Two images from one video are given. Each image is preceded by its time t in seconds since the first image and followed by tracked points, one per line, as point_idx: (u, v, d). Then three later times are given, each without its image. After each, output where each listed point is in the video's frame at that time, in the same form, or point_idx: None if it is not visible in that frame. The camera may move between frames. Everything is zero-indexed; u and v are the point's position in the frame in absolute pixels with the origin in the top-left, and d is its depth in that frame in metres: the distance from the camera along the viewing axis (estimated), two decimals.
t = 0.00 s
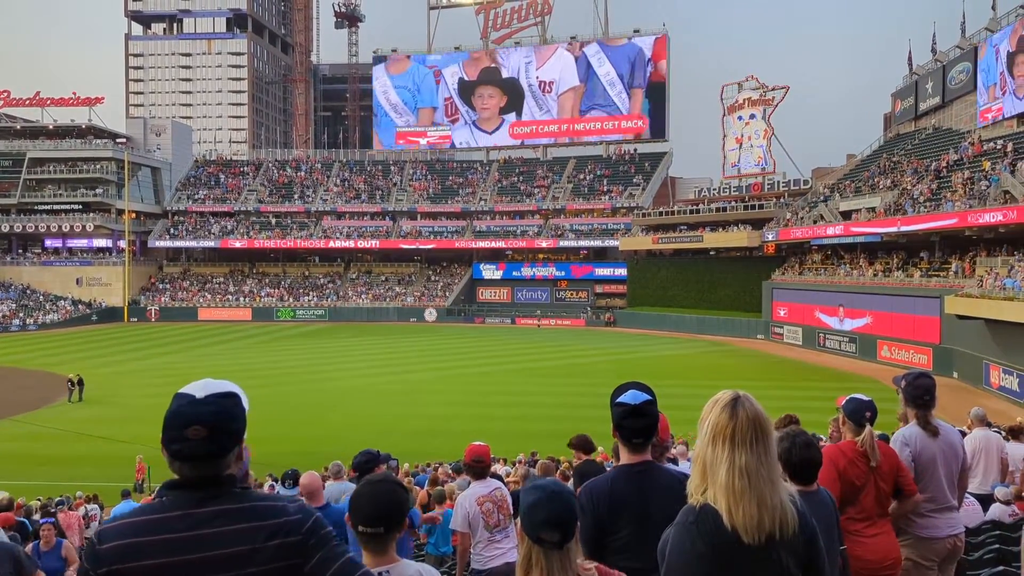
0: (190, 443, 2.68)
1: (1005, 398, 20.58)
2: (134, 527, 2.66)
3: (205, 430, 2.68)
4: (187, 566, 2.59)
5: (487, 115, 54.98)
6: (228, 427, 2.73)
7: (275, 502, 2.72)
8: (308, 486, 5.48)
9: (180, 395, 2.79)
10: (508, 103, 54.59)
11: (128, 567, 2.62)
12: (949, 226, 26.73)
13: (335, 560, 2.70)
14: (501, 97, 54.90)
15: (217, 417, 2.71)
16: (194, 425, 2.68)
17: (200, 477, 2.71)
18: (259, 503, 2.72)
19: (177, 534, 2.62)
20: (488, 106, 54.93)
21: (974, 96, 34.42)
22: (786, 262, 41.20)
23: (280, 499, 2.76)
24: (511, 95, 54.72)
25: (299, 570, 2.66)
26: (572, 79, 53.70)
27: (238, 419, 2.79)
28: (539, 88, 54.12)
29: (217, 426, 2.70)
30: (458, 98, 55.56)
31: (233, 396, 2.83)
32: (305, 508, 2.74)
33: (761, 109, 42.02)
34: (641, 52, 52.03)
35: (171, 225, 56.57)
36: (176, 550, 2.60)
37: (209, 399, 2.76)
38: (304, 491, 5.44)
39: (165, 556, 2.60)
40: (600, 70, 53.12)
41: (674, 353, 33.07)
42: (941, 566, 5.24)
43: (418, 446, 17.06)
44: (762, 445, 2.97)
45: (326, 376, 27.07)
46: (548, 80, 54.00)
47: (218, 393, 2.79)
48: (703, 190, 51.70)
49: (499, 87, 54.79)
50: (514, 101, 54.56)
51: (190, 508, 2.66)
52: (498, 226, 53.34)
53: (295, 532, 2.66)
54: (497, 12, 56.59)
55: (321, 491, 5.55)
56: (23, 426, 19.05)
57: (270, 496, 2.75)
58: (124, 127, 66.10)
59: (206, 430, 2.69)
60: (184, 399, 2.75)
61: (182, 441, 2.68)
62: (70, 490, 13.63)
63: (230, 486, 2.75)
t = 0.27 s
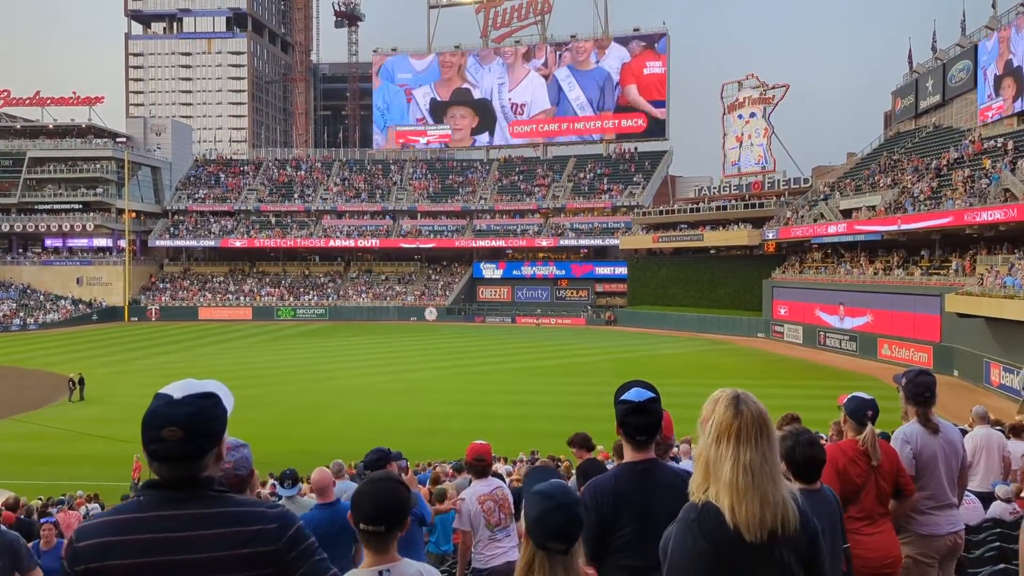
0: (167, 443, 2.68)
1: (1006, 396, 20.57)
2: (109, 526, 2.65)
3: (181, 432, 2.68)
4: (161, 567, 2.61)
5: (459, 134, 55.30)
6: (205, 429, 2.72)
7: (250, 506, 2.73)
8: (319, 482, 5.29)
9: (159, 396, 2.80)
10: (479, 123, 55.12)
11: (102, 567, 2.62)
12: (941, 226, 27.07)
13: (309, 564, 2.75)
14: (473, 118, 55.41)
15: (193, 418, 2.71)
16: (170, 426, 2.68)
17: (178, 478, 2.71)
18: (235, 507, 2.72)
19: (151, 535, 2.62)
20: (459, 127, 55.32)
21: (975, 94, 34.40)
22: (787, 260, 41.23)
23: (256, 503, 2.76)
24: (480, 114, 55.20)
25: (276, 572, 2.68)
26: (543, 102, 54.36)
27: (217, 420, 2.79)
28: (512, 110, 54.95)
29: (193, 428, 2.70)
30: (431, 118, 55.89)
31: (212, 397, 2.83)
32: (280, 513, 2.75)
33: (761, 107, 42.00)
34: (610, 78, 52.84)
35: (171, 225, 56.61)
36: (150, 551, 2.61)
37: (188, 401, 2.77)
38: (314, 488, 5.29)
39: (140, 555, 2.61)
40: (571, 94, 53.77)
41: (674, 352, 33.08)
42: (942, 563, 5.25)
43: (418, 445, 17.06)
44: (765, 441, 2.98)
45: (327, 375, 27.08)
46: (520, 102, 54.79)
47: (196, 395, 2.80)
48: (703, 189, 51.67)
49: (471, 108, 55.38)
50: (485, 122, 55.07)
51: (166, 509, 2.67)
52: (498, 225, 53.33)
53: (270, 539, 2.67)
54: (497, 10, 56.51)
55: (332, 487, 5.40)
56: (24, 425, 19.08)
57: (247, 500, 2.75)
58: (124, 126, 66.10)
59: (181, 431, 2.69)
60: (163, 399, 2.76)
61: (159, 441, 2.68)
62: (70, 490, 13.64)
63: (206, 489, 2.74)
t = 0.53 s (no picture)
0: (157, 442, 2.71)
1: (1012, 392, 20.50)
2: (99, 522, 2.68)
3: (171, 430, 2.70)
4: (146, 563, 2.62)
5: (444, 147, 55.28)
6: (194, 427, 2.73)
7: (237, 504, 2.73)
8: (334, 475, 5.25)
9: (152, 395, 2.82)
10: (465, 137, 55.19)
11: (90, 561, 2.64)
12: (942, 222, 27.05)
13: (293, 564, 2.74)
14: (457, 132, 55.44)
15: (183, 417, 2.72)
16: (159, 424, 2.70)
17: (168, 476, 2.73)
18: (221, 505, 2.72)
19: (141, 530, 2.65)
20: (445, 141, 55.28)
21: (980, 89, 34.24)
22: (791, 256, 41.15)
23: (244, 501, 2.77)
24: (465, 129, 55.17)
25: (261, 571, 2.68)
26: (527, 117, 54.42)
27: (208, 418, 2.80)
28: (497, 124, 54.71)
29: (183, 426, 2.71)
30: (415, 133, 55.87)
31: (204, 396, 2.85)
32: (267, 512, 2.75)
33: (765, 103, 41.94)
34: (594, 93, 53.08)
35: (176, 223, 56.80)
36: (136, 546, 2.62)
37: (182, 399, 2.80)
38: (328, 482, 5.24)
39: (126, 550, 2.62)
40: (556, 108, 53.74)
41: (679, 348, 33.05)
42: (947, 558, 5.26)
43: (423, 442, 17.10)
44: (784, 433, 3.00)
45: (332, 372, 27.14)
46: (504, 118, 54.56)
47: (188, 393, 2.82)
48: (707, 185, 51.58)
49: (456, 122, 55.29)
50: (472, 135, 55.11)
51: (154, 506, 2.69)
52: (502, 222, 53.31)
53: (253, 538, 2.67)
54: (500, 7, 56.48)
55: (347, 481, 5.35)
56: (31, 423, 19.19)
57: (235, 498, 2.76)
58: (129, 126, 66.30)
59: (172, 429, 2.71)
60: (156, 397, 2.79)
61: (150, 439, 2.70)
62: (76, 487, 13.72)
63: (195, 486, 2.75)
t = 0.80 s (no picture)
0: (173, 439, 2.72)
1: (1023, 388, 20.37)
2: (118, 520, 2.70)
3: (186, 427, 2.72)
4: (166, 560, 2.64)
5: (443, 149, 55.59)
6: (211, 424, 2.75)
7: (255, 499, 2.75)
8: (346, 473, 5.36)
9: (168, 393, 2.85)
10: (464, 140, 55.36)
11: (111, 559, 2.65)
12: (945, 218, 27.30)
13: (311, 558, 2.75)
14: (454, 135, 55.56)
15: (199, 414, 2.74)
16: (175, 420, 2.72)
17: (186, 472, 2.75)
18: (240, 501, 2.75)
19: (161, 527, 2.66)
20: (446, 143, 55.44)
21: (990, 83, 33.96)
22: (800, 252, 40.98)
23: (262, 497, 2.78)
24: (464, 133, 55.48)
25: (280, 565, 2.70)
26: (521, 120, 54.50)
27: (223, 415, 2.81)
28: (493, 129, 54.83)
29: (199, 422, 2.73)
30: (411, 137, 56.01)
31: (219, 394, 2.87)
32: (286, 506, 2.76)
33: (774, 99, 41.73)
34: (588, 96, 53.25)
35: (184, 222, 57.09)
36: (156, 543, 2.64)
37: (196, 397, 2.82)
38: (339, 479, 5.36)
39: (145, 548, 2.64)
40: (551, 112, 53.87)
41: (688, 345, 32.97)
42: (958, 555, 5.22)
43: (432, 440, 17.12)
44: (797, 429, 3.01)
45: (341, 370, 27.22)
46: (500, 122, 54.72)
47: (203, 391, 2.85)
48: (715, 181, 51.41)
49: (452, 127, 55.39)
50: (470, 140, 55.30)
51: (173, 502, 2.70)
52: (510, 220, 53.28)
53: (273, 532, 2.69)
54: (507, 5, 56.43)
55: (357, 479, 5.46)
56: (42, 422, 19.33)
57: (253, 493, 2.78)
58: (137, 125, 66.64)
59: (186, 426, 2.73)
60: (172, 395, 2.82)
61: (166, 436, 2.73)
62: (89, 485, 13.83)
63: (213, 482, 2.77)
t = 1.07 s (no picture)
0: (198, 438, 2.74)
1: None
2: (146, 522, 2.71)
3: (209, 424, 2.74)
4: (195, 561, 2.64)
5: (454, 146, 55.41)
6: (235, 422, 2.76)
7: (282, 497, 2.76)
8: (352, 471, 5.26)
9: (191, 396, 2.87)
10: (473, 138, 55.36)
11: (141, 560, 2.67)
12: (949, 216, 27.52)
13: (341, 555, 2.76)
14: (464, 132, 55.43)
15: (223, 414, 2.76)
16: (199, 420, 2.74)
17: (212, 472, 2.77)
18: (267, 500, 2.76)
19: (190, 528, 2.67)
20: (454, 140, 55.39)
21: (1001, 79, 33.67)
22: (810, 249, 40.77)
23: (288, 494, 2.80)
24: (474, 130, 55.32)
25: (309, 562, 2.70)
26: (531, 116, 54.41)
27: (248, 414, 2.82)
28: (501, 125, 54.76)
29: (223, 421, 2.75)
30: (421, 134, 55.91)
31: (244, 392, 2.88)
32: (313, 504, 2.77)
33: (783, 96, 41.49)
34: (596, 90, 53.10)
35: (194, 221, 57.40)
36: (185, 544, 2.65)
37: (220, 396, 2.83)
38: (347, 477, 5.28)
39: (174, 549, 2.65)
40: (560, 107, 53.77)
41: (697, 343, 32.87)
42: (968, 552, 5.20)
43: (441, 438, 17.15)
44: (800, 425, 3.00)
45: (351, 369, 27.30)
46: (509, 118, 54.57)
47: (228, 390, 2.86)
48: (724, 178, 51.21)
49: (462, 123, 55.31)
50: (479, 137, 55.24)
51: (202, 502, 2.71)
52: (519, 218, 53.26)
53: (301, 530, 2.70)
54: (515, 3, 56.36)
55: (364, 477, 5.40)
56: (54, 421, 19.48)
57: (280, 491, 2.79)
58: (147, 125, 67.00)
59: (211, 425, 2.74)
60: (198, 395, 2.84)
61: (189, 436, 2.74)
62: (101, 484, 13.94)
63: (239, 482, 2.78)
